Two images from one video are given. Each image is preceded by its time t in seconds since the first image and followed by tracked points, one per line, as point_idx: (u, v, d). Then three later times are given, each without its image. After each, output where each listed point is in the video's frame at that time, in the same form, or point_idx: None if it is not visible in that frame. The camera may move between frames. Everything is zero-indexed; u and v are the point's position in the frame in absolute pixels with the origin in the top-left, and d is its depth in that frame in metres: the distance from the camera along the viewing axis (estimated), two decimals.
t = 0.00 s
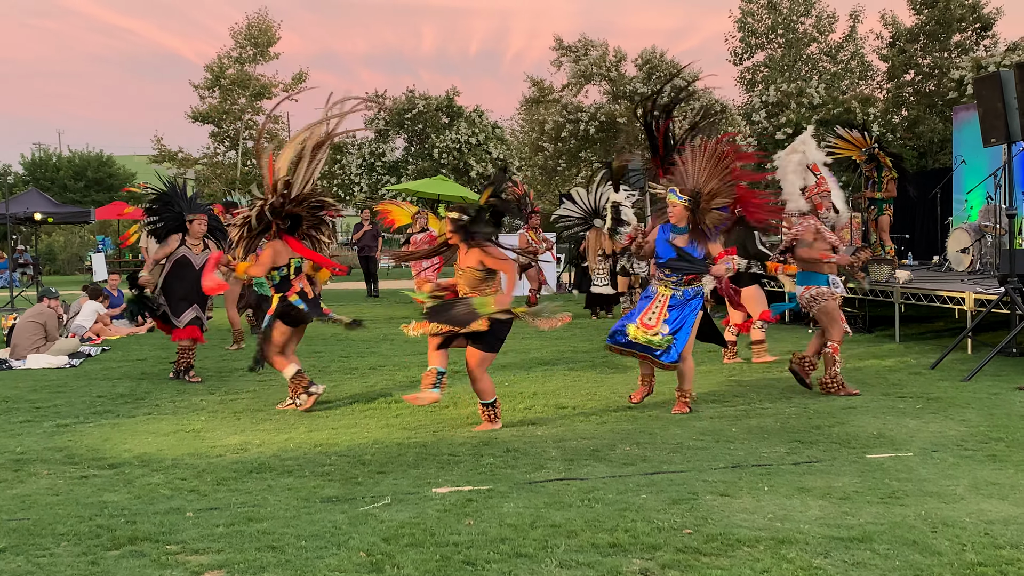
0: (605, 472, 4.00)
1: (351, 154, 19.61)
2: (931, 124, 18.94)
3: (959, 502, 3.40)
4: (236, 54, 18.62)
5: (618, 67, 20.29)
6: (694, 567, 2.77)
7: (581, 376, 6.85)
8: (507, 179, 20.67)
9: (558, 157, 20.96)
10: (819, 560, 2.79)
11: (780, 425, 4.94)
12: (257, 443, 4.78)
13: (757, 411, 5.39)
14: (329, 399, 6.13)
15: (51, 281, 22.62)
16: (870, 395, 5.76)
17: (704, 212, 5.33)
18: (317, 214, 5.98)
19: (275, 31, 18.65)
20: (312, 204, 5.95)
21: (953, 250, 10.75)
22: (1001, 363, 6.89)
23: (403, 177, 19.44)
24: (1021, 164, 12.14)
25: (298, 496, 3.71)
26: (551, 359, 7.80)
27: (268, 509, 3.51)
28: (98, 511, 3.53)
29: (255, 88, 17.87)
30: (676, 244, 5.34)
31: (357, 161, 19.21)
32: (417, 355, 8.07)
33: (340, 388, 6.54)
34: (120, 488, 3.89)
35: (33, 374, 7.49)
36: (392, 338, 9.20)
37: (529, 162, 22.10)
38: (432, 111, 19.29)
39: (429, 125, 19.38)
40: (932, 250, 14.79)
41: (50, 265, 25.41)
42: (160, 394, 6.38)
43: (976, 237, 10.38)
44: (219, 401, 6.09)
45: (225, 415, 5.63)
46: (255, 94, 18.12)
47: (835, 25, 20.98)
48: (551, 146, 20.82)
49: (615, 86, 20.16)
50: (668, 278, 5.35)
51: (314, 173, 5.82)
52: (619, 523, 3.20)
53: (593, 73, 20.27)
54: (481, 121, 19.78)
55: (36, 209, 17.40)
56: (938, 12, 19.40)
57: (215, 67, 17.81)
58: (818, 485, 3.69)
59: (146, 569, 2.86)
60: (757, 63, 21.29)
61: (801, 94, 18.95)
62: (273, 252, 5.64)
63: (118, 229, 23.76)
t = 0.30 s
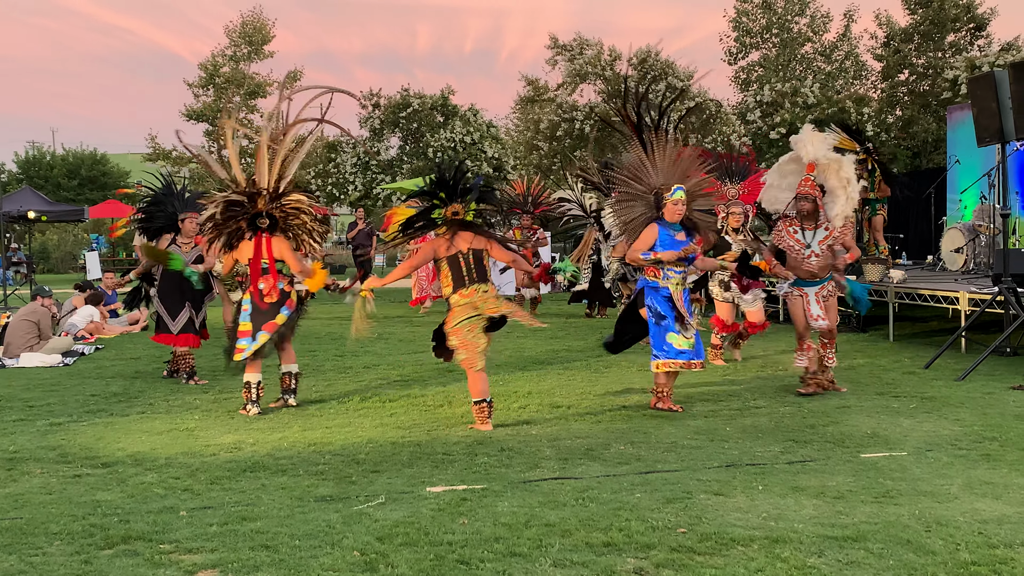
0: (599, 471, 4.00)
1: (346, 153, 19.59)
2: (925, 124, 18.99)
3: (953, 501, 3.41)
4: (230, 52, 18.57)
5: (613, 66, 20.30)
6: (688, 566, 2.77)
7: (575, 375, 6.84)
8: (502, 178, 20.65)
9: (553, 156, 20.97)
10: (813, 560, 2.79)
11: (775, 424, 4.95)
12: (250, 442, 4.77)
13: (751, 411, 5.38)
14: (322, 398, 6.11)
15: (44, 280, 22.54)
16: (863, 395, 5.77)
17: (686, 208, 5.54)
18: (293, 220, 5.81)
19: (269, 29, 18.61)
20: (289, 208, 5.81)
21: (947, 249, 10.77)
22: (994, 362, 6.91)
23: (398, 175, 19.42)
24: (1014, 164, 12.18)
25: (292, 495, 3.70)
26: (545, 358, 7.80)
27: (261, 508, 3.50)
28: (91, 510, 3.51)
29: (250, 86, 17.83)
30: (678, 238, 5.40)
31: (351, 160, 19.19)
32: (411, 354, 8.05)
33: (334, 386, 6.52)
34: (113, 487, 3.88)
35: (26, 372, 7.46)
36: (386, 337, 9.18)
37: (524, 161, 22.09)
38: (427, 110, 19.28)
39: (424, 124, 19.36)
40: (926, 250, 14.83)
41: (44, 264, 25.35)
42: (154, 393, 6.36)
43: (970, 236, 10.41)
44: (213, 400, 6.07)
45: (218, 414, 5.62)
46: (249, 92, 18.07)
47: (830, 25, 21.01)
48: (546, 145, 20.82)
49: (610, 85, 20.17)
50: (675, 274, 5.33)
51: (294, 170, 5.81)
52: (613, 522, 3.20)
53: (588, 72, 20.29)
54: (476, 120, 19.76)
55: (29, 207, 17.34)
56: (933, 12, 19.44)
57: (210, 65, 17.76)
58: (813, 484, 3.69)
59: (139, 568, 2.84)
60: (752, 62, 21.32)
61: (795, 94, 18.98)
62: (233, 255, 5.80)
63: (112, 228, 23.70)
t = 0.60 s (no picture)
0: (594, 469, 4.00)
1: (341, 151, 19.57)
2: (919, 124, 19.03)
3: (947, 501, 3.41)
4: (225, 49, 18.53)
5: (609, 65, 20.30)
6: (682, 565, 2.77)
7: (570, 374, 6.84)
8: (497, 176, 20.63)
9: (548, 155, 20.96)
10: (807, 559, 2.79)
11: (769, 424, 4.95)
12: (244, 440, 4.75)
13: (746, 410, 5.39)
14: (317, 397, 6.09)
15: (38, 277, 22.47)
16: (857, 395, 5.78)
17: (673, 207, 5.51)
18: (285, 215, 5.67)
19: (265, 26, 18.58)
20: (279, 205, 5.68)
21: (942, 249, 10.79)
22: (988, 362, 6.92)
23: (393, 173, 19.39)
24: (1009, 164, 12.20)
25: (287, 493, 3.69)
26: (541, 357, 7.79)
27: (256, 506, 3.49)
28: (85, 508, 3.50)
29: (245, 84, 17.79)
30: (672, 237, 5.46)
31: (346, 158, 19.16)
32: (406, 352, 8.04)
33: (328, 385, 6.51)
34: (107, 485, 3.87)
35: (19, 370, 7.43)
36: (380, 335, 9.16)
37: (519, 160, 22.08)
38: (422, 108, 19.26)
39: (419, 122, 19.33)
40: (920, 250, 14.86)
41: (38, 261, 25.27)
42: (148, 390, 6.34)
43: (965, 236, 10.43)
44: (207, 398, 6.05)
45: (212, 412, 5.60)
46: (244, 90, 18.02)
47: (825, 25, 21.05)
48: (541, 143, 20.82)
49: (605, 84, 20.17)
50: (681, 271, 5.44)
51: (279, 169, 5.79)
52: (608, 520, 3.20)
53: (583, 71, 20.28)
54: (471, 118, 19.74)
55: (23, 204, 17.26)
56: (928, 12, 19.49)
57: (205, 62, 17.71)
58: (807, 483, 3.70)
59: (133, 566, 2.83)
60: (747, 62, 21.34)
61: (790, 94, 19.00)
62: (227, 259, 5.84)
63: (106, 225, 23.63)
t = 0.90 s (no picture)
0: (590, 468, 4.00)
1: (337, 149, 19.54)
2: (915, 124, 19.06)
3: (942, 500, 3.42)
4: (221, 47, 18.48)
5: (606, 63, 20.30)
6: (678, 564, 2.77)
7: (566, 373, 6.84)
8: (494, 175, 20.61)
9: (544, 153, 20.96)
10: (802, 558, 2.79)
11: (765, 423, 4.96)
12: (240, 437, 4.75)
13: (742, 409, 5.40)
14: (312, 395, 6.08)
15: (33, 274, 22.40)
16: (853, 394, 5.79)
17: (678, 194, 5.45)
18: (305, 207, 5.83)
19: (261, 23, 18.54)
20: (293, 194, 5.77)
21: (938, 249, 10.82)
22: (983, 362, 6.94)
23: (389, 171, 19.37)
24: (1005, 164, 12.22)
25: (282, 491, 3.68)
26: (537, 355, 7.79)
27: (251, 504, 3.48)
28: (80, 505, 3.49)
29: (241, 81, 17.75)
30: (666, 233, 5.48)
31: (343, 156, 19.15)
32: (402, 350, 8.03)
33: (324, 383, 6.50)
34: (102, 482, 3.86)
35: (14, 366, 7.41)
36: (376, 333, 9.15)
37: (516, 158, 22.06)
38: (419, 106, 19.23)
39: (415, 120, 19.29)
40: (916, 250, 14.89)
41: (33, 258, 25.18)
42: (143, 387, 6.33)
43: (960, 236, 10.44)
44: (202, 395, 6.04)
45: (208, 410, 5.59)
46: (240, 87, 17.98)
47: (821, 25, 21.07)
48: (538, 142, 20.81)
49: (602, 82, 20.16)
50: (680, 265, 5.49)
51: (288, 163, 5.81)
52: (603, 519, 3.20)
53: (580, 69, 20.28)
54: (468, 116, 19.72)
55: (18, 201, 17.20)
56: (924, 12, 19.52)
57: (201, 60, 17.65)
58: (803, 482, 3.70)
59: (128, 564, 2.83)
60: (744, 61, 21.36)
61: (787, 93, 19.01)
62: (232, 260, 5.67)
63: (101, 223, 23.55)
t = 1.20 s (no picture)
0: (587, 467, 4.00)
1: (335, 147, 19.52)
2: (913, 123, 19.07)
3: (939, 500, 3.42)
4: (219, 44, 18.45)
5: (604, 62, 20.29)
6: (675, 563, 2.77)
7: (564, 371, 6.84)
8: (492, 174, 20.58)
9: (543, 152, 20.95)
10: (800, 557, 2.79)
11: (762, 422, 4.96)
12: (237, 436, 4.74)
13: (739, 408, 5.40)
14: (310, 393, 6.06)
15: (31, 272, 22.37)
16: (851, 393, 5.79)
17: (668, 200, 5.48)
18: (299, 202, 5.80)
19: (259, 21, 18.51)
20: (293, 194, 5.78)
21: (935, 249, 10.84)
22: (981, 362, 6.93)
23: (387, 170, 19.35)
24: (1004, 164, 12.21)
25: (280, 489, 3.68)
26: (535, 354, 7.78)
27: (249, 502, 3.48)
28: (78, 503, 3.48)
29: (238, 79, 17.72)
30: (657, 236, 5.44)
31: (341, 154, 19.14)
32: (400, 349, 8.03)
33: (322, 381, 6.49)
34: (100, 480, 3.85)
35: (11, 364, 7.40)
36: (374, 332, 9.14)
37: (514, 157, 22.05)
38: (417, 104, 19.20)
39: (414, 118, 19.26)
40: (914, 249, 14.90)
41: (31, 256, 25.14)
42: (141, 386, 6.32)
43: (958, 236, 10.43)
44: (200, 394, 6.03)
45: (205, 408, 5.58)
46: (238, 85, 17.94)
47: (819, 24, 21.08)
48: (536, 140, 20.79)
49: (600, 81, 20.15)
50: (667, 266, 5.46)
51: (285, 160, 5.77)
52: (601, 518, 3.20)
53: (578, 68, 20.27)
54: (466, 114, 19.69)
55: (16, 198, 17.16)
56: (922, 12, 19.54)
57: (199, 58, 17.62)
58: (800, 481, 3.70)
59: (125, 562, 2.82)
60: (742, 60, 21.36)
61: (785, 92, 19.02)
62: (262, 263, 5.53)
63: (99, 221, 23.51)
